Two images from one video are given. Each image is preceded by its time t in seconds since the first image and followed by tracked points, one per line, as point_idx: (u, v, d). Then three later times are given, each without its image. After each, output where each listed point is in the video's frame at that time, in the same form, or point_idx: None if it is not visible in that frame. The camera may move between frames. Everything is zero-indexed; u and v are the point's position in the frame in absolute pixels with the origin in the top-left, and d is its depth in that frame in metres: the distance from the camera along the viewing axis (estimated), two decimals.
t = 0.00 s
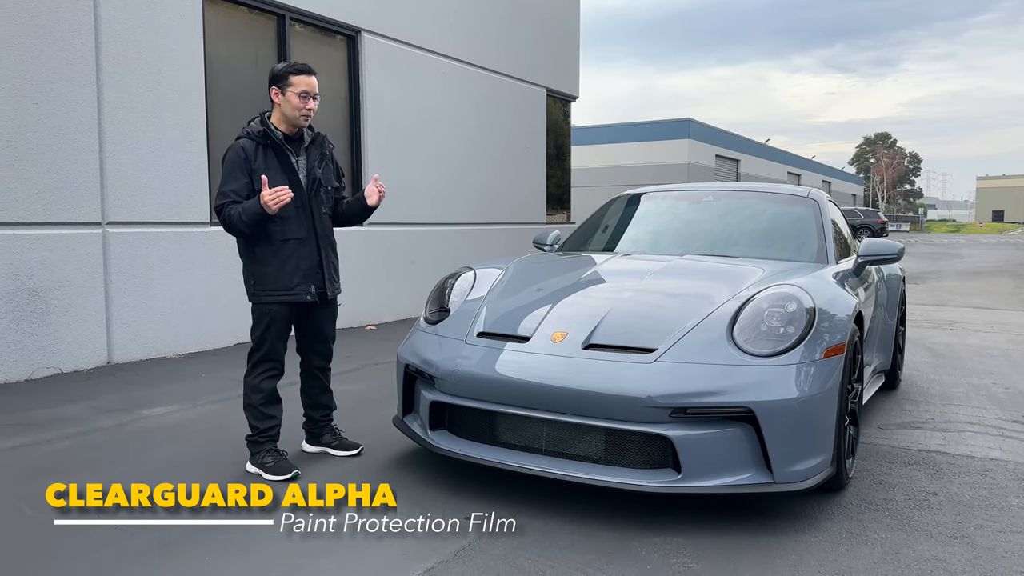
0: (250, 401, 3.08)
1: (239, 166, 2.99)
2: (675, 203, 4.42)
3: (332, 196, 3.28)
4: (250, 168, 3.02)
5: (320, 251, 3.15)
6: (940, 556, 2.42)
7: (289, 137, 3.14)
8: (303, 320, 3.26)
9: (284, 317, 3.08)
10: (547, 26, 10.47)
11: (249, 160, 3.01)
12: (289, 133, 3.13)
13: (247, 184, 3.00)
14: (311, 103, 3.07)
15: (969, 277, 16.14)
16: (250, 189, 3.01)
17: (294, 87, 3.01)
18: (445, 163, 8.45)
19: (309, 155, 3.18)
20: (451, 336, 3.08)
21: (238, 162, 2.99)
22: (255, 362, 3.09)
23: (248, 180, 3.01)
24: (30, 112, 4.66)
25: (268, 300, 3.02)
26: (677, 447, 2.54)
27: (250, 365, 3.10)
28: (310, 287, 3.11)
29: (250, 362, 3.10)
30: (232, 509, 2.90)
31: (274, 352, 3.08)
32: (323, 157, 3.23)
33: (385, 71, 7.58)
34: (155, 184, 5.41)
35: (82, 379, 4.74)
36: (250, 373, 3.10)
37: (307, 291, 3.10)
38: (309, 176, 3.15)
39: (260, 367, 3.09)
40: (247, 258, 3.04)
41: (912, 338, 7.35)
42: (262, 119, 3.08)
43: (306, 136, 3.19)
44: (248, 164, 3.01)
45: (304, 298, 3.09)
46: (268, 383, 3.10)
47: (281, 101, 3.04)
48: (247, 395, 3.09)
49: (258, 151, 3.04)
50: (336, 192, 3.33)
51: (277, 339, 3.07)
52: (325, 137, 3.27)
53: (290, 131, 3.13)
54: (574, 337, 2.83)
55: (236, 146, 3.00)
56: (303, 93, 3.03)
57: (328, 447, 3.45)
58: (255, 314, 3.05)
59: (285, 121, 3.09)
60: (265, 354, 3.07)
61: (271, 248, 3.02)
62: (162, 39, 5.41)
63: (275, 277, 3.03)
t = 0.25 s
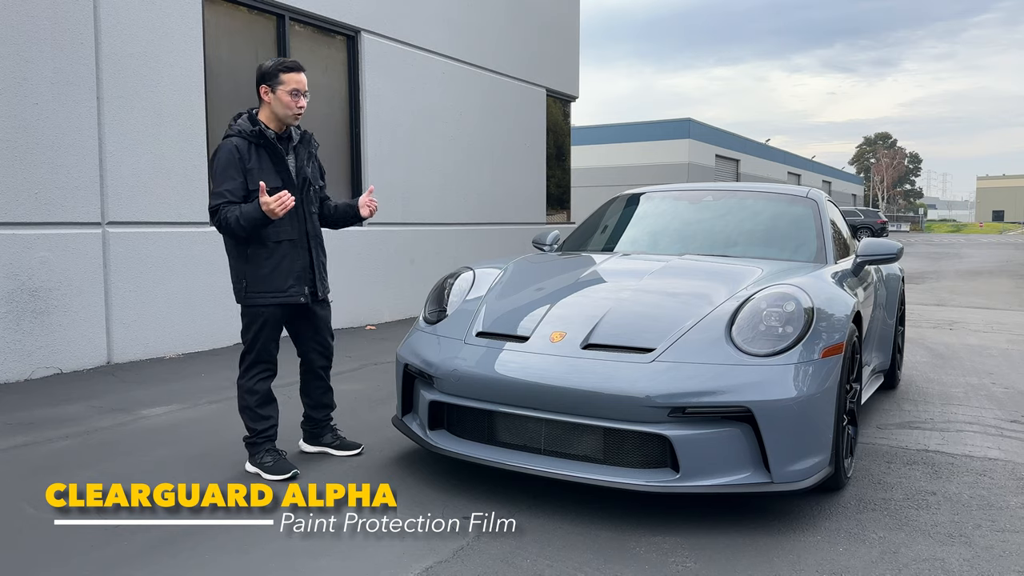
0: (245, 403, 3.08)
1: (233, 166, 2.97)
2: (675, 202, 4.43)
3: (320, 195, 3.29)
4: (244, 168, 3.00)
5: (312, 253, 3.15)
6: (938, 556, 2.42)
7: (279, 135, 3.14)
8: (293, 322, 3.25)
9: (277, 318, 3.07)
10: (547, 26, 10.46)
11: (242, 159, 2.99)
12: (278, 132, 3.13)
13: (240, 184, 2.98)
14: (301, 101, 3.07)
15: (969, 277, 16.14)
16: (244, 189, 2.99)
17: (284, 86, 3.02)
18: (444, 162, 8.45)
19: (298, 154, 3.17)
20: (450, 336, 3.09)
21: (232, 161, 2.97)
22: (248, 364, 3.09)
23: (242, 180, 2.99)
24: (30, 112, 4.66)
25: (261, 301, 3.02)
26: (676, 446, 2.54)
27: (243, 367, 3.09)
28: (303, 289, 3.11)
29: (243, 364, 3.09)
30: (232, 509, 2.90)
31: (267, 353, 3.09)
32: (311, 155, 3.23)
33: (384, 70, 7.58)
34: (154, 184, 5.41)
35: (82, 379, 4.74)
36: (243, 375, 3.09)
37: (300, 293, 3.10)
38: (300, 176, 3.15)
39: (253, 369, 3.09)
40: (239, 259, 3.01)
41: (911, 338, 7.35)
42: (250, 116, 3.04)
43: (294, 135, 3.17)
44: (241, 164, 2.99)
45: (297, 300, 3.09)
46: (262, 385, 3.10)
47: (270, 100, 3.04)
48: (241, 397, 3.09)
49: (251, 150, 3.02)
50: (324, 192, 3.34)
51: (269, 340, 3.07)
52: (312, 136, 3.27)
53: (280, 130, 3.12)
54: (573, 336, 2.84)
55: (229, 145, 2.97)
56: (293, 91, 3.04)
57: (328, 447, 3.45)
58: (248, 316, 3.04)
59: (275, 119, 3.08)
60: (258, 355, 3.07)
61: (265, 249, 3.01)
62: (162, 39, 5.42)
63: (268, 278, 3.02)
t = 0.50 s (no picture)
0: (243, 405, 3.08)
1: (237, 166, 2.96)
2: (674, 202, 4.43)
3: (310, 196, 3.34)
4: (246, 168, 3.00)
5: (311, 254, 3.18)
6: (935, 556, 2.43)
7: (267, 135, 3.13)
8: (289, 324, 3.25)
9: (277, 320, 3.08)
10: (547, 26, 10.46)
11: (243, 159, 2.99)
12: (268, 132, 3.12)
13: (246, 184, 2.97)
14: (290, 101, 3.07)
15: (969, 277, 16.15)
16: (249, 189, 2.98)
17: (274, 87, 3.01)
18: (444, 162, 8.45)
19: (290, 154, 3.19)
20: (449, 336, 3.09)
21: (235, 161, 2.95)
22: (247, 364, 3.08)
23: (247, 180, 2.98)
24: (29, 113, 4.66)
25: (263, 301, 3.02)
26: (674, 446, 2.54)
27: (241, 369, 3.09)
28: (303, 290, 3.13)
29: (240, 365, 3.09)
30: (232, 509, 2.91)
31: (267, 353, 3.09)
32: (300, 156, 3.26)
33: (384, 71, 7.58)
34: (153, 184, 5.41)
35: (81, 379, 4.74)
36: (241, 377, 3.09)
37: (300, 294, 3.12)
38: (296, 178, 3.18)
39: (252, 370, 3.09)
40: (243, 260, 2.99)
41: (911, 338, 7.35)
42: (237, 117, 3.05)
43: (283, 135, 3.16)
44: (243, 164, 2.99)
45: (298, 301, 3.11)
46: (260, 386, 3.10)
47: (259, 101, 3.03)
48: (239, 399, 3.08)
49: (249, 151, 3.03)
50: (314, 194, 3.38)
51: (268, 342, 3.08)
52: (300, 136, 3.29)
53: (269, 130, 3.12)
54: (570, 337, 2.84)
55: (227, 144, 2.96)
56: (282, 91, 3.03)
57: (325, 449, 3.43)
58: (247, 318, 3.04)
59: (264, 120, 3.07)
60: (258, 356, 3.07)
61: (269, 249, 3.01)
62: (161, 39, 5.42)
63: (271, 278, 3.03)
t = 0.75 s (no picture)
0: (242, 406, 3.08)
1: (241, 165, 2.95)
2: (673, 202, 4.43)
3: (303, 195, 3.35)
4: (248, 168, 3.00)
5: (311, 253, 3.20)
6: (933, 557, 2.43)
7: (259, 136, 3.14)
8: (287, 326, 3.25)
9: (278, 320, 3.09)
10: (546, 26, 10.46)
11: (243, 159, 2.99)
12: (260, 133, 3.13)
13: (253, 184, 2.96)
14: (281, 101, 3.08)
15: (969, 277, 16.15)
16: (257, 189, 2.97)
17: (263, 86, 3.02)
18: (443, 162, 8.45)
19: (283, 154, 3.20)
20: (447, 336, 3.09)
21: (236, 161, 2.95)
22: (248, 365, 3.08)
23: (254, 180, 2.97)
24: (28, 113, 4.66)
25: (268, 302, 3.02)
26: (672, 447, 2.54)
27: (241, 370, 3.09)
28: (305, 289, 3.15)
29: (240, 367, 3.08)
30: (232, 509, 2.91)
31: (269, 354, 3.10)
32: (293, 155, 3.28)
33: (383, 71, 7.58)
34: (152, 184, 5.41)
35: (80, 379, 4.74)
36: (241, 378, 3.09)
37: (302, 293, 3.14)
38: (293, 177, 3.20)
39: (251, 371, 3.09)
40: (247, 260, 2.98)
41: (910, 338, 7.34)
42: (229, 118, 3.04)
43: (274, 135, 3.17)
44: (244, 164, 2.98)
45: (300, 300, 3.13)
46: (260, 387, 3.10)
47: (250, 101, 3.03)
48: (238, 400, 3.08)
49: (246, 150, 3.03)
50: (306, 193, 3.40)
51: (269, 342, 3.08)
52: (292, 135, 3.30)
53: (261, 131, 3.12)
54: (568, 338, 2.84)
55: (226, 144, 2.96)
56: (273, 91, 3.04)
57: (324, 450, 3.43)
58: (248, 319, 3.03)
59: (255, 121, 3.08)
60: (261, 356, 3.07)
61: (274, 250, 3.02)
62: (160, 39, 5.42)
63: (276, 278, 3.03)
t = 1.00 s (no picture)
0: (241, 407, 3.08)
1: (231, 169, 2.96)
2: (672, 202, 4.44)
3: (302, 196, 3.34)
4: (239, 171, 3.00)
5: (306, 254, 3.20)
6: (930, 558, 2.42)
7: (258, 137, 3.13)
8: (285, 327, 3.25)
9: (274, 321, 3.09)
10: (546, 26, 10.46)
11: (235, 162, 3.00)
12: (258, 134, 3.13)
13: (239, 189, 2.97)
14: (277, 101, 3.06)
15: (968, 277, 16.15)
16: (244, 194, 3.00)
17: (259, 86, 3.01)
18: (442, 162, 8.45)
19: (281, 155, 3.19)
20: (445, 337, 3.09)
21: (226, 165, 2.95)
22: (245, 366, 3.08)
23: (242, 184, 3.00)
24: (27, 114, 4.67)
25: (263, 303, 3.02)
26: (670, 448, 2.54)
27: (239, 371, 3.09)
28: (301, 290, 3.16)
29: (238, 368, 3.08)
30: (231, 509, 2.91)
31: (266, 355, 3.10)
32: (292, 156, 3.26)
33: (382, 71, 7.58)
34: (151, 185, 5.41)
35: (79, 380, 4.75)
36: (239, 379, 3.09)
37: (298, 294, 3.14)
38: (288, 178, 3.20)
39: (249, 372, 3.09)
40: (240, 263, 2.98)
41: (909, 338, 7.34)
42: (228, 120, 3.04)
43: (273, 136, 3.16)
44: (235, 168, 2.99)
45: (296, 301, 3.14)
46: (258, 388, 3.10)
47: (246, 101, 3.03)
48: (236, 401, 3.08)
49: (240, 153, 3.03)
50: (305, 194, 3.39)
51: (266, 343, 3.08)
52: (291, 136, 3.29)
53: (259, 131, 3.12)
54: (566, 338, 2.84)
55: (217, 148, 2.96)
56: (268, 90, 3.02)
57: (322, 451, 3.44)
58: (244, 321, 3.03)
59: (253, 121, 3.07)
60: (258, 357, 3.08)
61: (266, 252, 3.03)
62: (159, 40, 5.42)
63: (270, 280, 3.04)
